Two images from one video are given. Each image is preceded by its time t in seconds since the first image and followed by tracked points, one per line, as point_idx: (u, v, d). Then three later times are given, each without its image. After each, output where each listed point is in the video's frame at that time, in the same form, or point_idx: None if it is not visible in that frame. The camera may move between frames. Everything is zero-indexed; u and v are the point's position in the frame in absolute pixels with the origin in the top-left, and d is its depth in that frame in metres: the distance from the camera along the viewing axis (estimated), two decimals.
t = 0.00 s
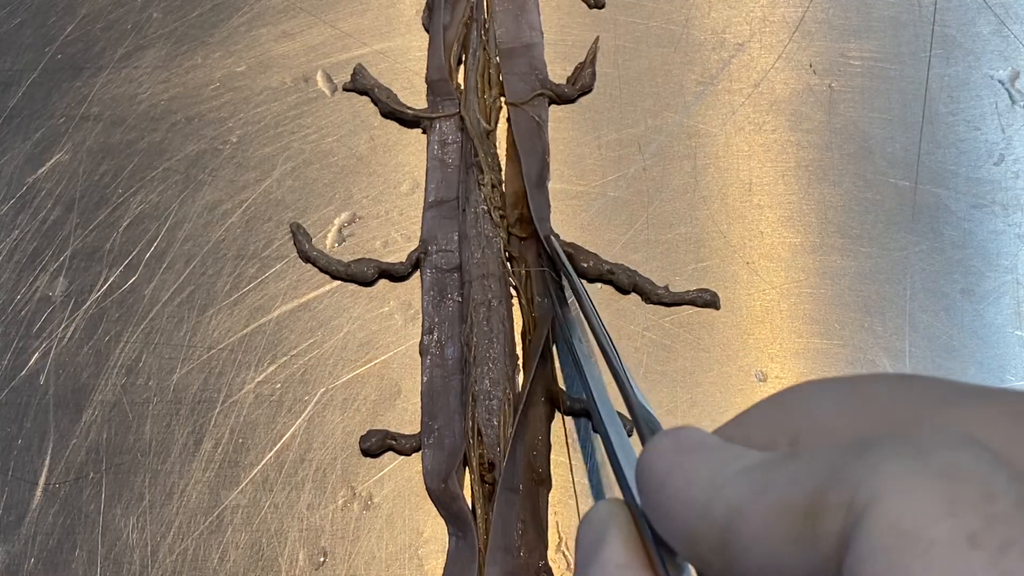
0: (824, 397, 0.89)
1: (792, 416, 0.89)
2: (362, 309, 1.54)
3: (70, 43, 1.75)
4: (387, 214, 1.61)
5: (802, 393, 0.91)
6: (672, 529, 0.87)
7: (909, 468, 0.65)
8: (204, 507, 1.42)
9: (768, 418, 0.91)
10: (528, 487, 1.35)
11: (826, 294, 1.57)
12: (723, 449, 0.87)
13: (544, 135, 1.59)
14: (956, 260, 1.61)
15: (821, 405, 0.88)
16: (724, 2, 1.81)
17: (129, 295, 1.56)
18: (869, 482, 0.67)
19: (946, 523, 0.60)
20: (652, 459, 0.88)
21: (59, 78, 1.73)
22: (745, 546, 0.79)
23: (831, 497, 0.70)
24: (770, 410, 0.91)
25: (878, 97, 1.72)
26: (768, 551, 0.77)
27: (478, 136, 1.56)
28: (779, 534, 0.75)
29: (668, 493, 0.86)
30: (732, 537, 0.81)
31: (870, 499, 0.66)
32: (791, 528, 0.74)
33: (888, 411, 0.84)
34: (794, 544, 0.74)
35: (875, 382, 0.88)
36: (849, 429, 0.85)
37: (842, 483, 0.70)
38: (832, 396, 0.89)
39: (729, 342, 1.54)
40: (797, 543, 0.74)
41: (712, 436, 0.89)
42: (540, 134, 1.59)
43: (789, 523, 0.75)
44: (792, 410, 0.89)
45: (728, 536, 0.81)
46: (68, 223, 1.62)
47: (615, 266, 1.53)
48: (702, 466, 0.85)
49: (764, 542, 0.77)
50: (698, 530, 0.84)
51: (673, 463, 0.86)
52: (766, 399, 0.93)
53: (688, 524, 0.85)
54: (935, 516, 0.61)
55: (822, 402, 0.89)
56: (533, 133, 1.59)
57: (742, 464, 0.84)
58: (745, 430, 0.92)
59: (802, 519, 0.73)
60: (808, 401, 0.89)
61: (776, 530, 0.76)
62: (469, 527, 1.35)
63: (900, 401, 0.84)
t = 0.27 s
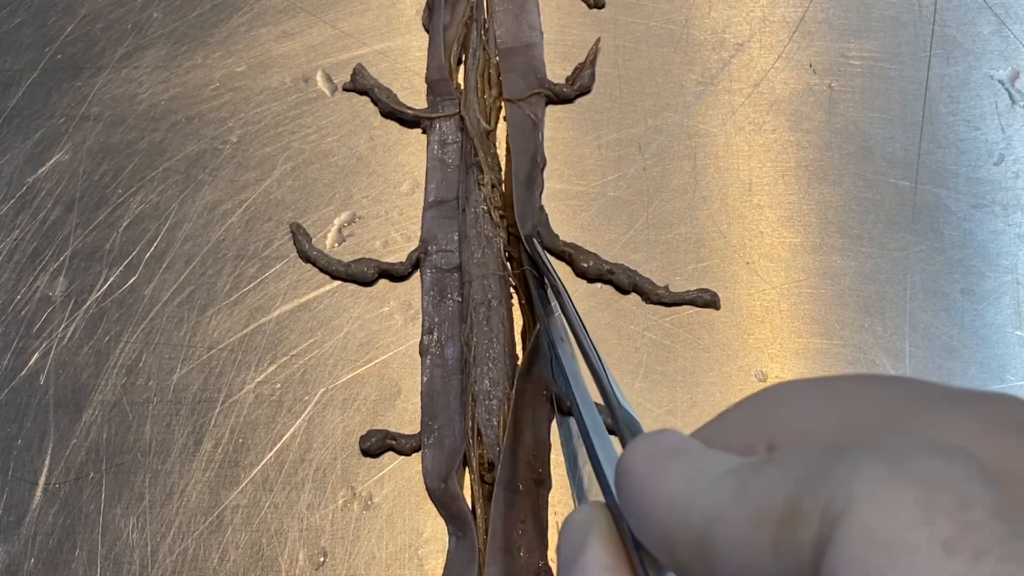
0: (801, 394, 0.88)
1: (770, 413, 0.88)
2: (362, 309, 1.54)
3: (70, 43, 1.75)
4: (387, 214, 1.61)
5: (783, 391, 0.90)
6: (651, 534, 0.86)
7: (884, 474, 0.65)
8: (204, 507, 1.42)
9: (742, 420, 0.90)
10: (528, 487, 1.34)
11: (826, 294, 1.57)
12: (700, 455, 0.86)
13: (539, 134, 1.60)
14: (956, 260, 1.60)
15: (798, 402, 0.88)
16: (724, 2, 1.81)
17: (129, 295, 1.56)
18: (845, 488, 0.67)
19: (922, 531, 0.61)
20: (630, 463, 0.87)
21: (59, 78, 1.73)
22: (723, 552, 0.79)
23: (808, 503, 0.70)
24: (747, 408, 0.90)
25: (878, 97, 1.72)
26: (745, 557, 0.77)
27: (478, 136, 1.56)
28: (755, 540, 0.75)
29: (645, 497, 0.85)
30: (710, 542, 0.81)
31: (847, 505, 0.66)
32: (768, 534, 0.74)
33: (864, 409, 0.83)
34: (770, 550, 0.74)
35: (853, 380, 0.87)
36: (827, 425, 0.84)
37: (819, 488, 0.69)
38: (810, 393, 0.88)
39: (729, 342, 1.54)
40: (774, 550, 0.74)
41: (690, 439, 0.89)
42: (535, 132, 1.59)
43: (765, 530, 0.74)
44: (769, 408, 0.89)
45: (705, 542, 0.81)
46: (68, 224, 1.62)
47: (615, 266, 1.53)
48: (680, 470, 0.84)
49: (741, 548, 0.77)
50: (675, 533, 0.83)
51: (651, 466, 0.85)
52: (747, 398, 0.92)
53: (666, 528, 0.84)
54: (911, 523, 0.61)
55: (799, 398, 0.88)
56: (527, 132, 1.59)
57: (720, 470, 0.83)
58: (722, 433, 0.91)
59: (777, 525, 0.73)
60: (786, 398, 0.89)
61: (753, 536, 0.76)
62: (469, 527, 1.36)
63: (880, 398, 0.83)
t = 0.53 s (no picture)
0: (780, 395, 0.91)
1: (748, 414, 0.91)
2: (362, 309, 1.54)
3: (70, 43, 1.75)
4: (387, 214, 1.61)
5: (761, 391, 0.93)
6: (633, 533, 0.86)
7: (867, 475, 0.66)
8: (204, 507, 1.42)
9: (723, 420, 0.92)
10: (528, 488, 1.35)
11: (826, 294, 1.57)
12: (682, 456, 0.87)
13: (533, 133, 1.60)
14: (956, 260, 1.60)
15: (776, 402, 0.90)
16: (724, 2, 1.81)
17: (129, 295, 1.56)
18: (827, 489, 0.67)
19: (900, 531, 0.61)
20: (616, 460, 0.87)
21: (59, 78, 1.73)
22: (703, 552, 0.80)
23: (790, 505, 0.70)
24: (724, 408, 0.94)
25: (878, 97, 1.72)
26: (725, 558, 0.77)
27: (478, 136, 1.56)
28: (735, 540, 0.76)
29: (627, 495, 0.85)
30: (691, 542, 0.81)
31: (829, 504, 0.66)
32: (748, 535, 0.74)
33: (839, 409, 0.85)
34: (750, 550, 0.74)
35: (829, 381, 0.90)
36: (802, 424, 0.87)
37: (801, 488, 0.70)
38: (788, 394, 0.91)
39: (729, 342, 1.54)
40: (753, 551, 0.74)
41: (674, 440, 0.89)
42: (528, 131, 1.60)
43: (745, 530, 0.75)
44: (748, 407, 0.91)
45: (687, 542, 0.81)
46: (68, 224, 1.62)
47: (615, 266, 1.53)
48: (663, 470, 0.85)
49: (721, 548, 0.77)
50: (658, 535, 0.84)
51: (636, 464, 0.85)
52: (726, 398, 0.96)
53: (648, 528, 0.84)
54: (890, 523, 0.61)
55: (776, 399, 0.90)
56: (520, 130, 1.59)
57: (702, 470, 0.84)
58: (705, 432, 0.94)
59: (758, 525, 0.73)
60: (764, 398, 0.91)
61: (732, 536, 0.76)
62: (469, 527, 1.36)
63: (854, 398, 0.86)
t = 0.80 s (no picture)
0: (776, 395, 0.91)
1: (743, 415, 0.92)
2: (362, 309, 1.54)
3: (70, 43, 1.75)
4: (387, 214, 1.61)
5: (756, 391, 0.93)
6: (632, 534, 0.86)
7: (865, 476, 0.66)
8: (204, 508, 1.42)
9: (720, 420, 0.94)
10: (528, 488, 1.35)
11: (826, 294, 1.57)
12: (681, 456, 0.87)
13: (530, 132, 1.60)
14: (956, 260, 1.60)
15: (772, 402, 0.91)
16: (724, 2, 1.81)
17: (129, 295, 1.56)
18: (825, 490, 0.67)
19: (900, 533, 0.61)
20: (613, 460, 0.86)
21: (59, 78, 1.73)
22: (702, 552, 0.79)
23: (788, 506, 0.70)
24: (717, 408, 0.95)
25: (878, 97, 1.72)
26: (723, 558, 0.77)
27: (478, 135, 1.55)
28: (734, 540, 0.76)
29: (625, 495, 0.85)
30: (690, 543, 0.81)
31: (828, 505, 0.66)
32: (746, 535, 0.74)
33: (834, 411, 0.86)
34: (748, 551, 0.74)
35: (823, 382, 0.90)
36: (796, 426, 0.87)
37: (799, 489, 0.70)
38: (783, 394, 0.91)
39: (729, 342, 1.54)
40: (751, 552, 0.74)
41: (672, 440, 0.90)
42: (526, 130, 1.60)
43: (744, 531, 0.75)
44: (743, 409, 0.92)
45: (685, 542, 0.81)
46: (68, 223, 1.62)
47: (614, 266, 1.53)
48: (661, 470, 0.85)
49: (719, 549, 0.77)
50: (656, 535, 0.84)
51: (633, 464, 0.85)
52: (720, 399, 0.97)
53: (646, 529, 0.84)
54: (892, 525, 0.61)
55: (771, 400, 0.91)
56: (518, 129, 1.59)
57: (700, 470, 0.84)
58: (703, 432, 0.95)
59: (757, 526, 0.73)
60: (759, 399, 0.92)
61: (730, 536, 0.76)
62: (469, 527, 1.36)
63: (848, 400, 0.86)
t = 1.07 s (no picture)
0: (775, 396, 0.91)
1: (744, 414, 0.91)
2: (362, 309, 1.54)
3: (70, 43, 1.75)
4: (387, 214, 1.61)
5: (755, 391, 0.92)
6: (628, 535, 0.86)
7: (860, 474, 0.66)
8: (204, 508, 1.42)
9: (717, 418, 0.93)
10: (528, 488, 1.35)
11: (826, 294, 1.57)
12: (678, 458, 0.87)
13: (530, 134, 1.60)
14: (956, 260, 1.60)
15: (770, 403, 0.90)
16: (725, 2, 1.81)
17: (129, 295, 1.56)
18: (820, 488, 0.67)
19: (893, 530, 0.61)
20: (609, 462, 0.89)
21: (59, 78, 1.73)
22: (698, 552, 0.79)
23: (784, 504, 0.70)
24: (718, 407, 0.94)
25: (878, 97, 1.72)
26: (719, 557, 0.77)
27: (478, 136, 1.55)
28: (730, 540, 0.75)
29: (622, 496, 0.86)
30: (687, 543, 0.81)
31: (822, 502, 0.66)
32: (742, 535, 0.74)
33: (833, 412, 0.85)
34: (743, 550, 0.74)
35: (822, 383, 0.89)
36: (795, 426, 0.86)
37: (794, 488, 0.70)
38: (782, 394, 0.90)
39: (729, 342, 1.54)
40: (746, 552, 0.74)
41: (668, 441, 0.90)
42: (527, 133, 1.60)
43: (739, 530, 0.75)
44: (743, 408, 0.91)
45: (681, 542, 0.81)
46: (68, 224, 1.62)
47: (614, 266, 1.54)
48: (657, 471, 0.85)
49: (715, 548, 0.77)
50: (653, 536, 0.84)
51: (630, 466, 0.87)
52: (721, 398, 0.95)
53: (642, 529, 0.84)
54: (884, 522, 0.61)
55: (771, 401, 0.90)
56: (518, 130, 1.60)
57: (697, 471, 0.84)
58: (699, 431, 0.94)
59: (752, 525, 0.73)
60: (759, 399, 0.91)
61: (726, 536, 0.76)
62: (469, 527, 1.36)
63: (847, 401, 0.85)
